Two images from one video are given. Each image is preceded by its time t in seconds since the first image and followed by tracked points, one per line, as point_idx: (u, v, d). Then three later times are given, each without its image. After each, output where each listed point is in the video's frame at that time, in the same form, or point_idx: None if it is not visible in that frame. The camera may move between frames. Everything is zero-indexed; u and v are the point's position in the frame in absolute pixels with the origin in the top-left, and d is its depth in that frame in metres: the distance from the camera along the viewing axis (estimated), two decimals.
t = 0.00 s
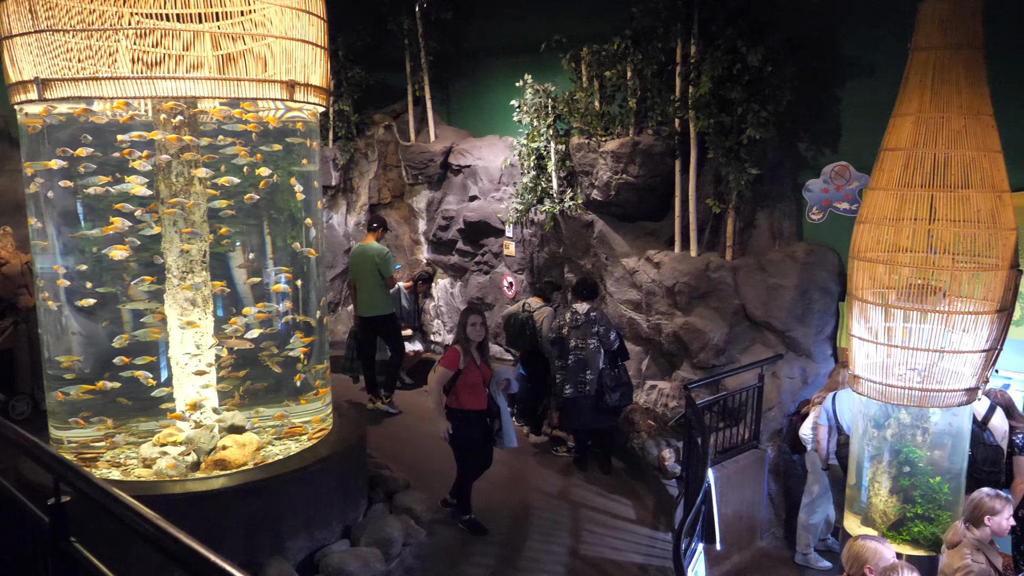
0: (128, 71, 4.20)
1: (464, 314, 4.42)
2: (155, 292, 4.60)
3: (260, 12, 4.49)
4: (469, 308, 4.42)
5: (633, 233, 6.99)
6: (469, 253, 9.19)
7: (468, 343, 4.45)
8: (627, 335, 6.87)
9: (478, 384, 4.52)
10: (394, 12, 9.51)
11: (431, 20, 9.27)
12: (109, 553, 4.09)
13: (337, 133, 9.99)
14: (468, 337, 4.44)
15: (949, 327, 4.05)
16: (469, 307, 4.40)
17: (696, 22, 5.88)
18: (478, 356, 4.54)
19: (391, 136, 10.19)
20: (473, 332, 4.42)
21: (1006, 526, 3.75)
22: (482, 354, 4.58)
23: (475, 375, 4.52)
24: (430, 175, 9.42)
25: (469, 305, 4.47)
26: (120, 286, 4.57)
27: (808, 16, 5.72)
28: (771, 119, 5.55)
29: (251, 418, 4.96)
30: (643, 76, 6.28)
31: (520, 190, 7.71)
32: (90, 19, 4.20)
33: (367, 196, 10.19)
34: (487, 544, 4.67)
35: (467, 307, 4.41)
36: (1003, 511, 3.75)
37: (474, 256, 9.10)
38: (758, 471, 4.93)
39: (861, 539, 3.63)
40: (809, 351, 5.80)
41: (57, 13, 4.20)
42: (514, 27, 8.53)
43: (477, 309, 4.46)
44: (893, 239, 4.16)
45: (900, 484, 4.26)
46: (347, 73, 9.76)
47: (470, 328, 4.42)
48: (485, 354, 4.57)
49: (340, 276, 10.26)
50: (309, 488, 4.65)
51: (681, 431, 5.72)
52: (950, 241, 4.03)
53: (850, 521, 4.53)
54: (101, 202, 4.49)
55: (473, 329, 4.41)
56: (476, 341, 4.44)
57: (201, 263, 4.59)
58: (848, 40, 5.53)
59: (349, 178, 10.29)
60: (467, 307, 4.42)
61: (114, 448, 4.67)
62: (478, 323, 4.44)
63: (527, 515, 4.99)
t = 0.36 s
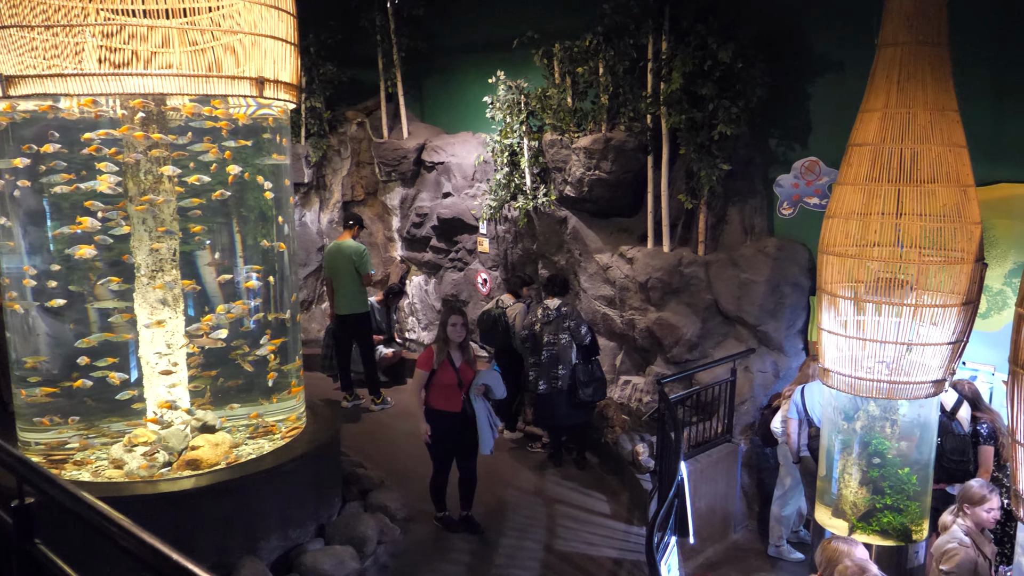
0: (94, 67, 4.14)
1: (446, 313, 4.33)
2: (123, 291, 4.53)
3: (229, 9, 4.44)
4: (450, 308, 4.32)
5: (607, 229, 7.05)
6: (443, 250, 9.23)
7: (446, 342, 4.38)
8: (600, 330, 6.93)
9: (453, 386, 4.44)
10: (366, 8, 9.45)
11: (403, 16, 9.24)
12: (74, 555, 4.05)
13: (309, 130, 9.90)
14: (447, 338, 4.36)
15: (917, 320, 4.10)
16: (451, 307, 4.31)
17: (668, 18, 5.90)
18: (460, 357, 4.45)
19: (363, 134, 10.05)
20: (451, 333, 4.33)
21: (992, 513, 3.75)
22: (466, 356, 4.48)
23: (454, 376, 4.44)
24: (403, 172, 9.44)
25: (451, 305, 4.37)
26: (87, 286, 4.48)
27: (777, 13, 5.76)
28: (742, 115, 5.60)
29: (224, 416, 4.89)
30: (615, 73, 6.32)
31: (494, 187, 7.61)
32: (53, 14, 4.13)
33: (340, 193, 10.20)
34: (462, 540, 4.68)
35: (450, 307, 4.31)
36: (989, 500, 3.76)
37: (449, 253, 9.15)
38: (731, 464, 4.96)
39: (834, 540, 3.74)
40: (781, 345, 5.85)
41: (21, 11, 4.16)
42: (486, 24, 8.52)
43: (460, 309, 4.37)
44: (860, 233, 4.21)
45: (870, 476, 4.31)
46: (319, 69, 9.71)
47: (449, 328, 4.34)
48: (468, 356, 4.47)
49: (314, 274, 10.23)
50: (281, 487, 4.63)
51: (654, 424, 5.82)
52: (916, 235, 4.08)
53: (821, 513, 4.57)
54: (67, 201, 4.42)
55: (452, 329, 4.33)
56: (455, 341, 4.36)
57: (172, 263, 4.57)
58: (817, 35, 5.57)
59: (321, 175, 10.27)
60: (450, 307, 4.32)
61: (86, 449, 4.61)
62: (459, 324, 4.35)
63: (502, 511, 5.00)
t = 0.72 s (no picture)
0: (62, 65, 4.10)
1: (428, 316, 4.28)
2: (93, 291, 4.48)
3: (199, 6, 4.42)
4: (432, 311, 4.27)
5: (582, 226, 7.02)
6: (419, 247, 9.23)
7: (425, 343, 4.33)
8: (576, 326, 6.97)
9: (428, 389, 4.36)
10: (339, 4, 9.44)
11: (377, 13, 9.22)
12: (43, 558, 4.00)
13: (283, 126, 9.92)
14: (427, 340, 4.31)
15: (886, 313, 4.14)
16: (433, 309, 4.27)
17: (641, 15, 5.92)
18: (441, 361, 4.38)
19: (339, 131, 10.03)
20: (430, 334, 4.28)
21: (964, 509, 3.70)
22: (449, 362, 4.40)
23: (432, 379, 4.37)
24: (378, 170, 9.40)
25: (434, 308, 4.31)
26: (54, 285, 4.43)
27: (748, 9, 5.81)
28: (715, 111, 5.65)
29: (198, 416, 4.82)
30: (589, 69, 6.35)
31: (469, 184, 7.68)
32: (21, 10, 4.09)
33: (314, 190, 10.24)
34: (438, 537, 4.68)
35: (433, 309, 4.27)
36: (959, 496, 3.70)
37: (424, 250, 9.13)
38: (706, 458, 4.99)
39: (801, 534, 3.68)
40: (754, 340, 5.90)
41: None
42: (459, 21, 8.51)
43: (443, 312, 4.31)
44: (830, 228, 4.25)
45: (842, 467, 4.34)
46: (292, 66, 9.72)
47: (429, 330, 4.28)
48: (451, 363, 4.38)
49: (289, 272, 10.18)
50: (256, 486, 4.60)
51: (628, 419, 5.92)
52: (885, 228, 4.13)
53: (794, 506, 4.58)
54: (34, 198, 4.36)
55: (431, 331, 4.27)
56: (434, 343, 4.30)
57: (143, 261, 4.52)
58: (789, 32, 5.61)
59: (296, 172, 10.22)
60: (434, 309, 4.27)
61: (57, 450, 4.53)
62: (440, 326, 4.29)
63: (478, 507, 5.01)
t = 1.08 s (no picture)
0: (28, 63, 4.06)
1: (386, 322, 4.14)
2: (62, 291, 4.44)
3: (168, 2, 4.36)
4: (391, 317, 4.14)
5: (555, 223, 7.06)
6: (393, 244, 9.21)
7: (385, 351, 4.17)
8: (550, 322, 6.99)
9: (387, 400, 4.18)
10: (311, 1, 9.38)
11: (350, 10, 9.17)
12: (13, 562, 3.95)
13: (255, 124, 9.86)
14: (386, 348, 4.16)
15: (855, 307, 4.20)
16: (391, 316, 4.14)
17: (613, 13, 5.97)
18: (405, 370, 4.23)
19: (311, 128, 10.03)
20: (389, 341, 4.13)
21: (893, 505, 4.01)
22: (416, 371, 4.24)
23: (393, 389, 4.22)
24: (352, 167, 9.38)
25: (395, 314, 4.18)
26: (19, 286, 4.39)
27: (720, 7, 5.84)
28: (687, 107, 5.69)
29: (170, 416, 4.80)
30: (562, 66, 6.35)
31: (443, 181, 7.74)
32: None
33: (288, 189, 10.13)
34: (413, 535, 4.69)
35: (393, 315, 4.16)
36: (886, 493, 4.04)
37: (398, 248, 9.08)
38: (680, 452, 5.08)
39: (773, 527, 3.54)
40: (727, 335, 5.91)
41: None
42: (433, 18, 8.48)
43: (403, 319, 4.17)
44: (800, 223, 4.31)
45: (813, 460, 4.39)
46: (264, 62, 9.61)
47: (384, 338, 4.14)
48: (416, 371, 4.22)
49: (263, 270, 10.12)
50: (230, 486, 4.58)
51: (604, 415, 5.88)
52: (855, 222, 4.18)
53: (768, 499, 4.63)
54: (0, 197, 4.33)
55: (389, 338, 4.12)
56: (393, 351, 4.13)
57: (112, 260, 4.47)
58: (761, 29, 5.64)
59: (269, 170, 10.15)
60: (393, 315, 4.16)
61: (25, 453, 4.49)
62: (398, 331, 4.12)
63: (454, 505, 5.03)
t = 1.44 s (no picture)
0: None
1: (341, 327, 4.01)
2: (28, 291, 4.35)
3: None
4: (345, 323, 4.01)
5: (531, 218, 7.09)
6: (367, 241, 9.25)
7: (343, 356, 4.10)
8: (525, 319, 7.00)
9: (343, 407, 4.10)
10: None
11: (322, 5, 9.10)
12: None
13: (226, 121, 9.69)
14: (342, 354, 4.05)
15: (827, 301, 4.23)
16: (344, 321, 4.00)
17: (585, 8, 5.95)
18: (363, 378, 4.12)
19: (284, 125, 10.02)
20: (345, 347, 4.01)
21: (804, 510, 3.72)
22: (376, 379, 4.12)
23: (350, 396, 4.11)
24: (325, 164, 9.32)
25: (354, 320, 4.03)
26: None
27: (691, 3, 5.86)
28: (660, 103, 5.73)
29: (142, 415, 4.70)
30: (535, 62, 6.37)
31: (417, 177, 7.70)
32: None
33: (260, 185, 10.10)
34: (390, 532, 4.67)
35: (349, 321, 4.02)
36: (796, 498, 3.73)
37: (373, 245, 9.14)
38: (655, 447, 5.07)
39: (744, 519, 3.54)
40: (701, 329, 5.98)
41: None
42: (406, 14, 8.44)
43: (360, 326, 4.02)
44: (771, 218, 4.34)
45: (786, 453, 4.44)
46: (235, 59, 9.40)
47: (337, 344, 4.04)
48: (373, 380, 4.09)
49: (236, 269, 10.01)
50: (203, 485, 4.54)
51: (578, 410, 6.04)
52: (825, 217, 4.23)
53: (742, 491, 4.67)
54: None
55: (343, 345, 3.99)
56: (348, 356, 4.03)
57: (81, 259, 4.41)
58: (734, 25, 5.68)
59: (241, 168, 10.03)
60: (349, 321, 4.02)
61: None
62: (352, 338, 3.99)
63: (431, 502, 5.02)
